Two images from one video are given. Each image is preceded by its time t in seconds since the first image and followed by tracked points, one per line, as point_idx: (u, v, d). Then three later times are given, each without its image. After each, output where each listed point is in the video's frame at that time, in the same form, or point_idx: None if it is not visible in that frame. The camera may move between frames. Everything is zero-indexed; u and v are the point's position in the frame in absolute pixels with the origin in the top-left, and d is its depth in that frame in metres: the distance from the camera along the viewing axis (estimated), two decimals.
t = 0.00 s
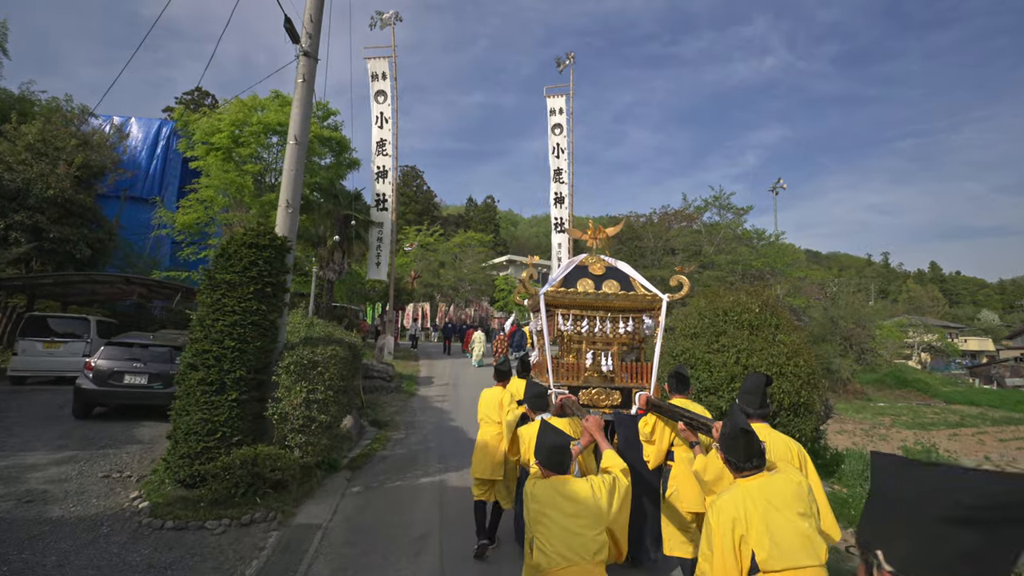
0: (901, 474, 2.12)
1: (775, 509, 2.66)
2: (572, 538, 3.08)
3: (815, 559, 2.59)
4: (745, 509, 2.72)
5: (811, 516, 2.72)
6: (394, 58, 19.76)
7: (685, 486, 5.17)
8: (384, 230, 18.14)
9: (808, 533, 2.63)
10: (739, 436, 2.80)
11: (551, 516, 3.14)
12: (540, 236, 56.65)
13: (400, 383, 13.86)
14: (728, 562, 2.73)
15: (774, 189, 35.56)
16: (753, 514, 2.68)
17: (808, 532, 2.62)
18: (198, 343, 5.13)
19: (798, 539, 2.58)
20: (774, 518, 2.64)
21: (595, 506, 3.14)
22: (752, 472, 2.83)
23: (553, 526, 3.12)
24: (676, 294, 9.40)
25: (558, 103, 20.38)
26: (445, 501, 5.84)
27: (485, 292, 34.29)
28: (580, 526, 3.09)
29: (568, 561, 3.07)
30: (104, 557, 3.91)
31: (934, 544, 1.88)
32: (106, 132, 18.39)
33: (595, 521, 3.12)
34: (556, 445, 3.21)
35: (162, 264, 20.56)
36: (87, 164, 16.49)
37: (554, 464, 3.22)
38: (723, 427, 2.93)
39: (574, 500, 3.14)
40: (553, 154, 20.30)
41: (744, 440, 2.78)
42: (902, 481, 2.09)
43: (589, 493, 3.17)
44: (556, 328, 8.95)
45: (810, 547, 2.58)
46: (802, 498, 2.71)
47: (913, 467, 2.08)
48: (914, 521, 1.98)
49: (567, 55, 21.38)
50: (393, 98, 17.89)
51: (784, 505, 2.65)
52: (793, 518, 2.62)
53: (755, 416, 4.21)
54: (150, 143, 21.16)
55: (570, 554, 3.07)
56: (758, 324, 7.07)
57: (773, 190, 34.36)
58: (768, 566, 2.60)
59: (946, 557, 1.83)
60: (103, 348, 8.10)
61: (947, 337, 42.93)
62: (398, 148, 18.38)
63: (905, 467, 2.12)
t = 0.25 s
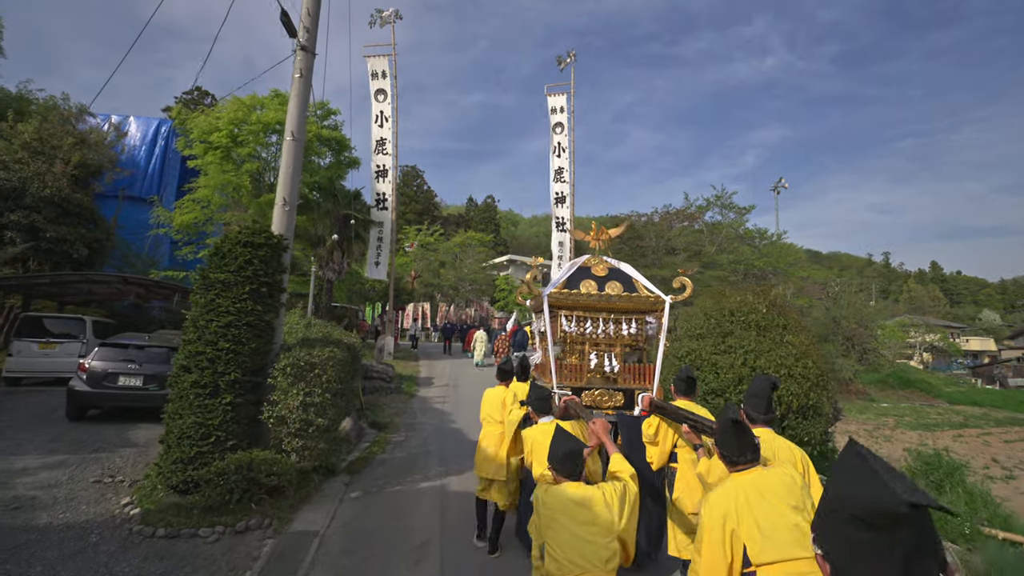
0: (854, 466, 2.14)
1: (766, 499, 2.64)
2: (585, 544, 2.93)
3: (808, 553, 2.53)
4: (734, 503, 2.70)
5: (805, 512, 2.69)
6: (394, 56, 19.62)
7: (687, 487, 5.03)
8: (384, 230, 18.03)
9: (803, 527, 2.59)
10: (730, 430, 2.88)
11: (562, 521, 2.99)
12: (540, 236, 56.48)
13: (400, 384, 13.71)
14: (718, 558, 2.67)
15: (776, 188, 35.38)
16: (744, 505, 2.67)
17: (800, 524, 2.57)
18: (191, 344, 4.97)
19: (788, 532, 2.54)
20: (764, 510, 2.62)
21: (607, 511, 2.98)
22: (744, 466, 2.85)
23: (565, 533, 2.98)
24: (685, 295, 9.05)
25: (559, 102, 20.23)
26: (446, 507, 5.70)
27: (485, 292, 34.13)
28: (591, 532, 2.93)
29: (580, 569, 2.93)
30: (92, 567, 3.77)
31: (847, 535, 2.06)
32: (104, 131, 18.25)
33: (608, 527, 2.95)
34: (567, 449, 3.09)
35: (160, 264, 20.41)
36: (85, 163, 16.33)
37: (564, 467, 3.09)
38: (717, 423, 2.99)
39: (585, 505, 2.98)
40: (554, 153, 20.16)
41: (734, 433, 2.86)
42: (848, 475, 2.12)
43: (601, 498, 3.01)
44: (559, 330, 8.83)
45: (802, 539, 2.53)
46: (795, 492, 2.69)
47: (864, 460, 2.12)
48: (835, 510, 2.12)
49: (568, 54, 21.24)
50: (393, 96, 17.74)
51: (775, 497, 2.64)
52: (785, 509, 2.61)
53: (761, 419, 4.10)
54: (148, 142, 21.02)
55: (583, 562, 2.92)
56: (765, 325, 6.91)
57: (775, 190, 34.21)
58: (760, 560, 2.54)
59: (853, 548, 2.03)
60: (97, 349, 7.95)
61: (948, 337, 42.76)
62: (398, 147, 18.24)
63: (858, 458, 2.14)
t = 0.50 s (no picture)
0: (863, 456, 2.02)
1: (778, 499, 2.52)
2: (608, 539, 3.18)
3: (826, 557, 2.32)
4: (745, 504, 2.57)
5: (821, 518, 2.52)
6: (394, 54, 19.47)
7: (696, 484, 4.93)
8: (384, 229, 17.86)
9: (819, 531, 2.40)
10: (743, 429, 2.84)
11: (587, 518, 3.24)
12: (541, 235, 56.33)
13: (401, 384, 13.55)
14: (727, 558, 2.52)
15: (778, 188, 35.23)
16: (756, 507, 2.53)
17: (815, 526, 2.40)
18: (187, 344, 4.82)
19: (803, 534, 2.36)
20: (778, 512, 2.47)
21: (630, 510, 3.24)
22: (756, 470, 2.76)
23: (588, 528, 3.23)
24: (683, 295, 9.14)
25: (561, 100, 20.07)
26: (449, 512, 5.55)
27: (486, 292, 33.98)
28: (615, 529, 3.18)
29: (603, 562, 3.19)
30: None
31: (845, 526, 1.94)
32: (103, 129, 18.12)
33: (630, 524, 3.21)
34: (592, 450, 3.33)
35: (159, 264, 20.27)
36: (83, 162, 16.20)
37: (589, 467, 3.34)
38: (730, 425, 2.94)
39: (609, 504, 3.24)
40: (556, 152, 20.01)
41: (746, 434, 2.82)
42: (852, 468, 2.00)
43: (624, 496, 3.27)
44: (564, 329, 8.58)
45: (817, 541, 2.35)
46: (809, 498, 2.55)
47: (871, 451, 1.99)
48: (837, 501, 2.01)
49: (569, 52, 21.09)
50: (394, 95, 17.60)
51: (787, 499, 2.51)
52: (797, 511, 2.46)
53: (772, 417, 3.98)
54: (148, 141, 20.89)
55: (606, 556, 3.18)
56: (775, 324, 6.76)
57: (777, 190, 34.07)
58: (774, 561, 2.35)
59: (852, 540, 1.92)
60: (93, 349, 7.81)
61: (951, 337, 42.59)
62: (399, 146, 18.09)
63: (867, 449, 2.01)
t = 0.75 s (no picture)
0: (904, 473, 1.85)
1: (804, 500, 2.34)
2: (625, 538, 3.05)
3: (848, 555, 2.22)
4: (770, 505, 2.40)
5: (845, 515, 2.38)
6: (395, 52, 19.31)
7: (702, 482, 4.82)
8: (385, 228, 17.66)
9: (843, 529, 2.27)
10: (763, 428, 2.70)
11: (604, 515, 3.11)
12: (542, 235, 56.14)
13: (402, 385, 13.39)
14: (750, 559, 2.38)
15: (781, 188, 35.08)
16: (780, 506, 2.37)
17: (839, 525, 2.27)
18: (182, 345, 4.67)
19: (828, 533, 2.23)
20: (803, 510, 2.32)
21: (649, 509, 3.11)
22: (777, 468, 2.58)
23: (605, 526, 3.09)
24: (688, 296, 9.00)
25: (563, 98, 19.91)
26: (452, 518, 5.38)
27: (487, 292, 33.83)
28: (634, 529, 3.04)
29: (619, 562, 3.06)
30: None
31: (890, 550, 1.80)
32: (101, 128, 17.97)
33: (648, 524, 3.09)
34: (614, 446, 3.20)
35: (158, 263, 20.12)
36: (80, 160, 16.04)
37: (607, 465, 3.21)
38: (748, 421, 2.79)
39: (626, 502, 3.11)
40: (558, 150, 19.85)
41: (767, 431, 2.67)
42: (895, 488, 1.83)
43: (643, 496, 3.14)
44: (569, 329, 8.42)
45: (843, 539, 2.24)
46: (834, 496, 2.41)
47: (914, 469, 1.82)
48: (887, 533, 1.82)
49: (571, 50, 20.93)
50: (395, 93, 17.44)
51: (812, 496, 2.35)
52: (821, 508, 2.31)
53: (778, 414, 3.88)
54: (147, 139, 20.74)
55: (623, 556, 3.04)
56: (786, 325, 6.60)
57: (779, 189, 33.89)
58: (798, 560, 2.24)
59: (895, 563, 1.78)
60: (88, 350, 7.65)
61: (953, 337, 42.44)
62: (400, 144, 17.91)
63: (909, 466, 1.83)
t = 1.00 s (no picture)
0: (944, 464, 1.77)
1: (822, 496, 2.44)
2: (618, 537, 2.97)
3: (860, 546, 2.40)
4: (789, 499, 2.47)
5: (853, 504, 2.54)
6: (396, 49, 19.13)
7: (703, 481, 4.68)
8: (386, 227, 17.46)
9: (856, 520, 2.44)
10: (775, 420, 2.75)
11: (598, 514, 3.02)
12: (542, 234, 55.91)
13: (403, 385, 13.23)
14: (772, 547, 2.46)
15: (783, 187, 34.88)
16: (803, 497, 2.46)
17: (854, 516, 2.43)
18: (174, 345, 4.52)
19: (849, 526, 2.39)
20: (825, 502, 2.43)
21: (642, 507, 3.03)
22: (790, 462, 2.65)
23: (597, 526, 3.01)
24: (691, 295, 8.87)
25: (565, 96, 19.74)
26: (453, 522, 5.21)
27: (488, 292, 33.65)
28: (628, 527, 2.97)
29: (611, 561, 2.99)
30: None
31: (925, 540, 1.72)
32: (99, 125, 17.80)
33: (642, 522, 3.01)
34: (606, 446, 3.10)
35: (156, 262, 19.97)
36: (78, 158, 15.89)
37: (601, 463, 3.11)
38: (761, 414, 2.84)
39: (620, 500, 3.03)
40: (559, 149, 19.68)
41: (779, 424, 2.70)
42: (936, 478, 1.75)
43: (636, 494, 3.05)
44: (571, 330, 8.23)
45: (856, 531, 2.40)
46: (844, 488, 2.53)
47: (955, 461, 1.73)
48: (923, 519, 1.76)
49: (573, 48, 20.76)
50: (395, 91, 17.29)
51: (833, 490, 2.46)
52: (841, 502, 2.44)
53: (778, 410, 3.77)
54: (146, 138, 20.59)
55: (615, 554, 2.97)
56: (796, 324, 6.43)
57: (782, 188, 33.67)
58: (817, 549, 2.36)
59: (931, 551, 1.71)
60: (82, 350, 7.51)
61: (955, 337, 42.21)
62: (401, 142, 17.74)
63: (951, 457, 1.74)
